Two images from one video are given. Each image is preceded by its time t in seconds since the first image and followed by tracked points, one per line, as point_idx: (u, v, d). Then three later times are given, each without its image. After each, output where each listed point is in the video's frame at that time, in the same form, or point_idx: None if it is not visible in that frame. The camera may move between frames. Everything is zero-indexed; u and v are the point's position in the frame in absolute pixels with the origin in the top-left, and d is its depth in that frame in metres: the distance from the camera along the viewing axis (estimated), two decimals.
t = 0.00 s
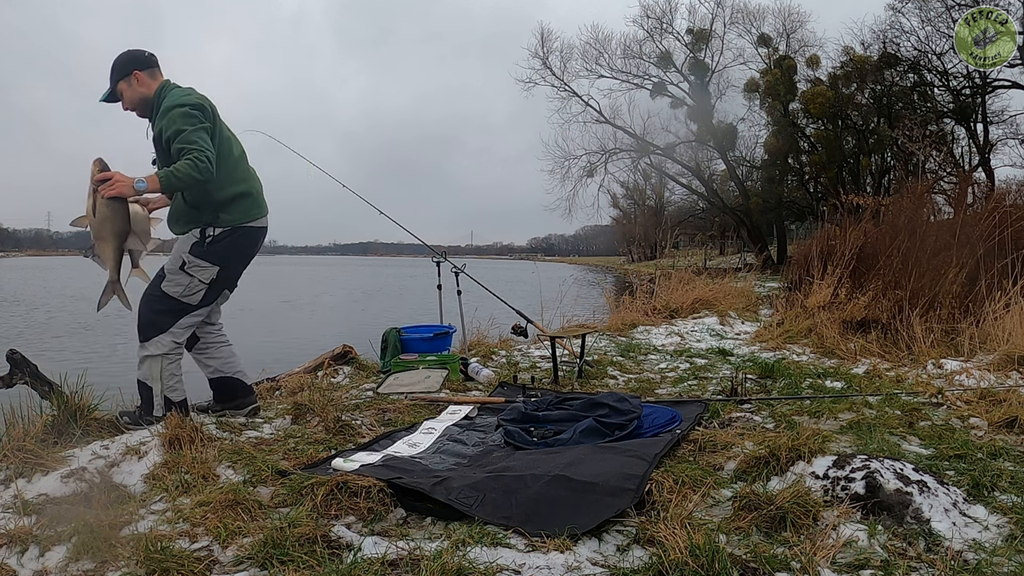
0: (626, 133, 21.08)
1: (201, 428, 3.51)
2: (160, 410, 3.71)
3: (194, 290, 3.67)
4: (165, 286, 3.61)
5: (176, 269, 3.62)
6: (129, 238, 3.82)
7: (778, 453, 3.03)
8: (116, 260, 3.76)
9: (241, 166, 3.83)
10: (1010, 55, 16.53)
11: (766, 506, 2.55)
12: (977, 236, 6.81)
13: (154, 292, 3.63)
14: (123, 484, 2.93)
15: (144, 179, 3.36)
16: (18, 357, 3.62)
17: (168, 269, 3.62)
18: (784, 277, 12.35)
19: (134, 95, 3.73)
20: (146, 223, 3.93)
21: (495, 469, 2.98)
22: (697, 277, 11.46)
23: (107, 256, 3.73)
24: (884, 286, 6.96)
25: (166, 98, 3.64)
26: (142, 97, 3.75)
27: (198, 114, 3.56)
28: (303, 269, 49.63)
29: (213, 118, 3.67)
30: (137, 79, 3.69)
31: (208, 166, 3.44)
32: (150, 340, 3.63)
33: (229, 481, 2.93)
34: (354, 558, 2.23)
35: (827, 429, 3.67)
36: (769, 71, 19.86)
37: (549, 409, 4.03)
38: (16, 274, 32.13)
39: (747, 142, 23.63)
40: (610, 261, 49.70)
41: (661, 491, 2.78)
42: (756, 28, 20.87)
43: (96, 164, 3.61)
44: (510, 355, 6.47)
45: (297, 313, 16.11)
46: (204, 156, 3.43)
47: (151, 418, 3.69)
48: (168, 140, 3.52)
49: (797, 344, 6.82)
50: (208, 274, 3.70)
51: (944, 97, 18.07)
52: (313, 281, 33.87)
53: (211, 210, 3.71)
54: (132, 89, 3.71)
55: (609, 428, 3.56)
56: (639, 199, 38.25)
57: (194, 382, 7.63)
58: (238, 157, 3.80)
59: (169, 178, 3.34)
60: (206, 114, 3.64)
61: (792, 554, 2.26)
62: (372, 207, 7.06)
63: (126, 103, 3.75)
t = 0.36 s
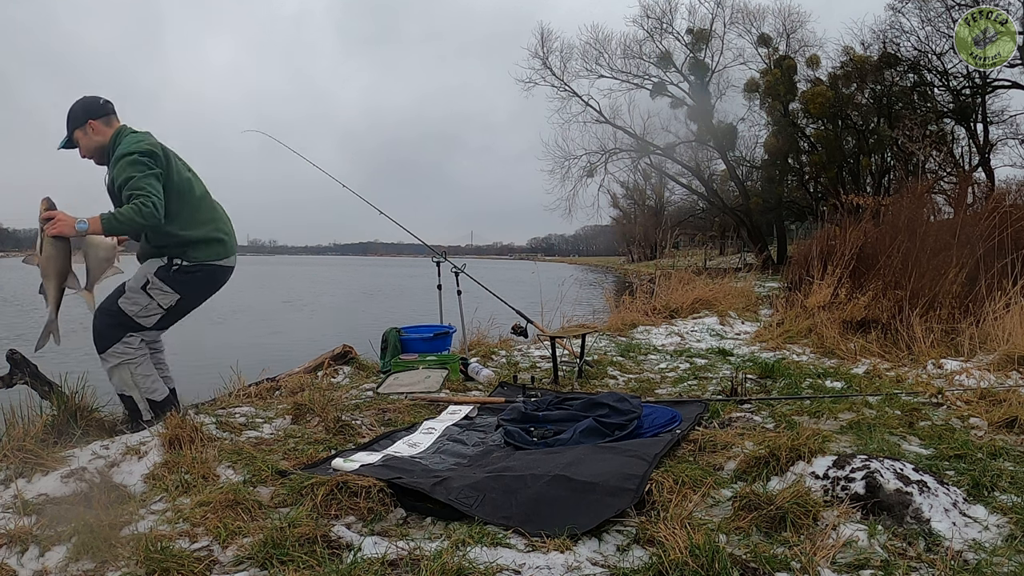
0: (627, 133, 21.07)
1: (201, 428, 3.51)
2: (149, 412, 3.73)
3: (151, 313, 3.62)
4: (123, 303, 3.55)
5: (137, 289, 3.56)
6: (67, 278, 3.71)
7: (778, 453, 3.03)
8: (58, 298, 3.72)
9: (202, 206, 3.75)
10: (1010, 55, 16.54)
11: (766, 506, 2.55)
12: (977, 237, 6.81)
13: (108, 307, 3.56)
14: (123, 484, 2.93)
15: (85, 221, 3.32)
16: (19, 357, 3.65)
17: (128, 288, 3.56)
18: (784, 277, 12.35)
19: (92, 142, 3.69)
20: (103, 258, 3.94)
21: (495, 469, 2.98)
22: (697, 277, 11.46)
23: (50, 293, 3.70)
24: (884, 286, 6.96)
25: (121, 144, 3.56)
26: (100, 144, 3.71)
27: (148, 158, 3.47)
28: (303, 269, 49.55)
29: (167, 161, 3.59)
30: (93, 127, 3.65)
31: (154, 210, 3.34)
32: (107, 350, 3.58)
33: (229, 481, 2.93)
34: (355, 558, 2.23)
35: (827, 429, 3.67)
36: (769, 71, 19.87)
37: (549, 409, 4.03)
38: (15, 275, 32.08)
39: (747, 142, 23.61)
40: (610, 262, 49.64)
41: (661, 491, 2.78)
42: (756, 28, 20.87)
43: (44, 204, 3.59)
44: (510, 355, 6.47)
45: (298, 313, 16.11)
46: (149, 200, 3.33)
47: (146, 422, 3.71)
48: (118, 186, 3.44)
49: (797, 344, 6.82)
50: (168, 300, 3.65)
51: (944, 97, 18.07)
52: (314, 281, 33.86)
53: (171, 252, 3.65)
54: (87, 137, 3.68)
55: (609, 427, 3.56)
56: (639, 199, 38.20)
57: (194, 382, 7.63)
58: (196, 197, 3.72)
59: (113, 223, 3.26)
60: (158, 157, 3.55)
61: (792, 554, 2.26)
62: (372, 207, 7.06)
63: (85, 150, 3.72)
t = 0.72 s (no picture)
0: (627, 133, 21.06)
1: (201, 428, 3.51)
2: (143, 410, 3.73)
3: (133, 351, 3.66)
4: (116, 327, 3.61)
5: (136, 326, 3.64)
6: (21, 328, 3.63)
7: (778, 453, 3.03)
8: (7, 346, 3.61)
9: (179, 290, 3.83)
10: (1010, 55, 16.53)
11: (766, 506, 2.55)
12: (977, 237, 6.81)
13: (102, 323, 3.61)
14: (123, 484, 2.93)
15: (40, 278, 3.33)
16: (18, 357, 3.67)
17: (132, 319, 3.65)
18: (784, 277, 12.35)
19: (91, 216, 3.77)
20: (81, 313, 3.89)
21: (495, 469, 2.98)
22: (697, 277, 11.45)
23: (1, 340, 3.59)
24: (884, 286, 6.97)
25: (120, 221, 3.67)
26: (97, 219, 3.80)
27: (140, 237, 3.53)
28: (303, 269, 49.49)
29: (161, 240, 3.68)
30: (94, 204, 3.75)
31: (108, 279, 3.34)
32: (89, 356, 3.59)
33: (229, 481, 2.93)
34: (355, 558, 2.23)
35: (827, 429, 3.67)
36: (769, 71, 19.87)
37: (549, 409, 4.03)
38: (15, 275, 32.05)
39: (747, 142, 23.60)
40: (610, 262, 49.60)
41: (661, 491, 2.78)
42: (756, 28, 20.86)
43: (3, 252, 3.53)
44: (510, 355, 6.47)
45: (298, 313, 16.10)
46: (105, 269, 3.34)
47: (145, 422, 3.72)
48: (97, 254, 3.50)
49: (797, 344, 6.82)
50: (153, 352, 3.70)
51: (944, 97, 18.06)
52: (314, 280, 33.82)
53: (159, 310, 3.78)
54: (87, 211, 3.78)
55: (609, 427, 3.56)
56: (639, 199, 38.17)
57: (194, 382, 7.64)
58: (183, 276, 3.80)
59: (66, 282, 3.27)
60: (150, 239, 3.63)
61: (792, 554, 2.26)
62: (372, 208, 7.08)
63: (84, 224, 3.82)
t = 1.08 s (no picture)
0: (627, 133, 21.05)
1: (201, 428, 3.51)
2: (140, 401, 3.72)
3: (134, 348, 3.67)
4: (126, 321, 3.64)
5: (142, 326, 3.67)
6: None
7: (778, 453, 3.03)
8: None
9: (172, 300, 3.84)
10: (1010, 55, 16.53)
11: (766, 506, 2.55)
12: (977, 236, 6.81)
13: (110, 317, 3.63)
14: (123, 484, 2.93)
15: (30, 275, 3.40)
16: (18, 357, 3.68)
17: (139, 319, 3.67)
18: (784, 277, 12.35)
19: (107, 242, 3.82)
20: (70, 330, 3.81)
21: (495, 469, 2.98)
22: (697, 277, 11.45)
23: None
24: (884, 286, 6.97)
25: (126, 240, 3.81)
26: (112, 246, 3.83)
27: (141, 248, 3.67)
28: (303, 269, 49.45)
29: (165, 259, 3.85)
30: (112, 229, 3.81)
31: (88, 275, 3.42)
32: (92, 342, 3.58)
33: (229, 481, 2.93)
34: (355, 558, 2.23)
35: (827, 429, 3.67)
36: (769, 71, 19.86)
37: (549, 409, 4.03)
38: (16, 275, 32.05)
39: (747, 142, 23.59)
40: (610, 262, 49.57)
41: (661, 491, 2.78)
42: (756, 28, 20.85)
43: None
44: (510, 355, 6.47)
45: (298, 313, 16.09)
46: (91, 266, 3.44)
47: (142, 416, 3.69)
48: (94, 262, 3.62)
49: (797, 344, 6.82)
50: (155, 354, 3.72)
51: (944, 97, 18.06)
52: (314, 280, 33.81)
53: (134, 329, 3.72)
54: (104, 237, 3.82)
55: (609, 427, 3.56)
56: (639, 199, 38.15)
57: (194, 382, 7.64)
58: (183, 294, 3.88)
59: (49, 274, 3.37)
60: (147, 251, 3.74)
61: (792, 554, 2.26)
62: (372, 207, 7.08)
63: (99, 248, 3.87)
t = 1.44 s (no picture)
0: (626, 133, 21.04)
1: (201, 428, 3.51)
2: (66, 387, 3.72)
3: (125, 345, 3.63)
4: (121, 319, 3.62)
5: (138, 325, 3.64)
6: None
7: (778, 453, 3.03)
8: None
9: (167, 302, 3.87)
10: (1010, 55, 16.53)
11: (766, 506, 2.55)
12: (977, 236, 6.81)
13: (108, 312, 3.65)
14: (123, 484, 2.93)
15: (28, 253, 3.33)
16: (18, 357, 3.62)
17: (138, 317, 3.66)
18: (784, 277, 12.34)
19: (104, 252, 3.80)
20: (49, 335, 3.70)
21: (495, 469, 2.98)
22: (697, 277, 11.45)
23: None
24: (884, 286, 6.97)
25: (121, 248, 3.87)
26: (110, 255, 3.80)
27: (142, 249, 3.77)
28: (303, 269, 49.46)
29: (164, 262, 3.94)
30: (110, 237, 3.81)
31: (88, 264, 3.46)
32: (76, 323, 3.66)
33: (229, 481, 2.93)
34: (355, 558, 2.23)
35: (827, 428, 3.67)
36: (769, 71, 19.86)
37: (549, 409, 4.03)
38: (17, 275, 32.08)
39: (747, 142, 23.58)
40: (610, 262, 49.60)
41: (661, 491, 2.78)
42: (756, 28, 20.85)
43: None
44: (510, 355, 6.47)
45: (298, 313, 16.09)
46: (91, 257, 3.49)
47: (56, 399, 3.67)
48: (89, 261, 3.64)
49: (797, 344, 6.82)
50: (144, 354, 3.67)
51: (944, 97, 18.06)
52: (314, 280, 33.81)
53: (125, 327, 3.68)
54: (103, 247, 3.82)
55: (609, 427, 3.56)
56: (639, 198, 38.16)
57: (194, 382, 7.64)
58: (178, 298, 3.94)
59: (51, 257, 3.35)
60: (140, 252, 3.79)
61: (792, 554, 2.26)
62: (372, 208, 7.08)
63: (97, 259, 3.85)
